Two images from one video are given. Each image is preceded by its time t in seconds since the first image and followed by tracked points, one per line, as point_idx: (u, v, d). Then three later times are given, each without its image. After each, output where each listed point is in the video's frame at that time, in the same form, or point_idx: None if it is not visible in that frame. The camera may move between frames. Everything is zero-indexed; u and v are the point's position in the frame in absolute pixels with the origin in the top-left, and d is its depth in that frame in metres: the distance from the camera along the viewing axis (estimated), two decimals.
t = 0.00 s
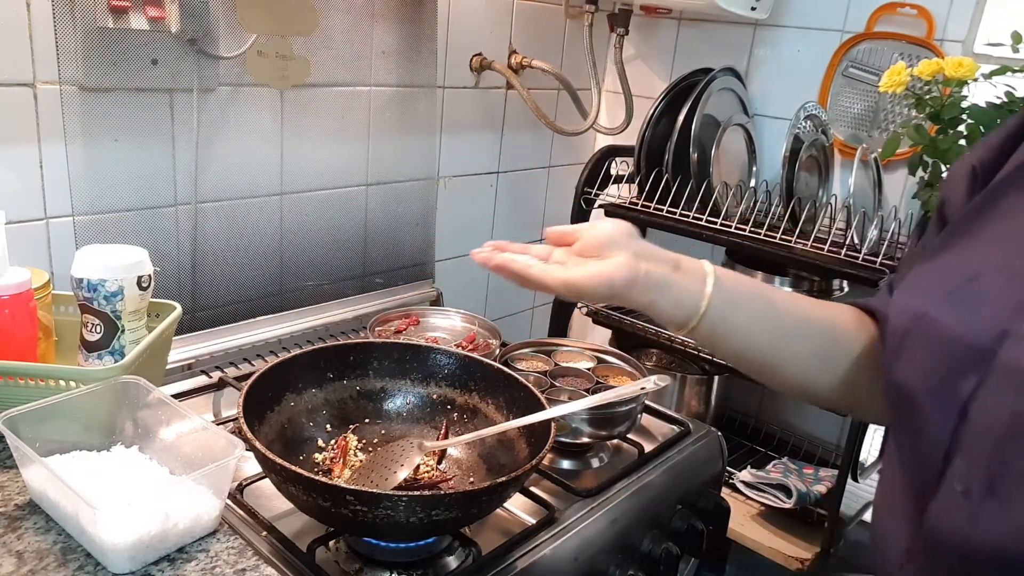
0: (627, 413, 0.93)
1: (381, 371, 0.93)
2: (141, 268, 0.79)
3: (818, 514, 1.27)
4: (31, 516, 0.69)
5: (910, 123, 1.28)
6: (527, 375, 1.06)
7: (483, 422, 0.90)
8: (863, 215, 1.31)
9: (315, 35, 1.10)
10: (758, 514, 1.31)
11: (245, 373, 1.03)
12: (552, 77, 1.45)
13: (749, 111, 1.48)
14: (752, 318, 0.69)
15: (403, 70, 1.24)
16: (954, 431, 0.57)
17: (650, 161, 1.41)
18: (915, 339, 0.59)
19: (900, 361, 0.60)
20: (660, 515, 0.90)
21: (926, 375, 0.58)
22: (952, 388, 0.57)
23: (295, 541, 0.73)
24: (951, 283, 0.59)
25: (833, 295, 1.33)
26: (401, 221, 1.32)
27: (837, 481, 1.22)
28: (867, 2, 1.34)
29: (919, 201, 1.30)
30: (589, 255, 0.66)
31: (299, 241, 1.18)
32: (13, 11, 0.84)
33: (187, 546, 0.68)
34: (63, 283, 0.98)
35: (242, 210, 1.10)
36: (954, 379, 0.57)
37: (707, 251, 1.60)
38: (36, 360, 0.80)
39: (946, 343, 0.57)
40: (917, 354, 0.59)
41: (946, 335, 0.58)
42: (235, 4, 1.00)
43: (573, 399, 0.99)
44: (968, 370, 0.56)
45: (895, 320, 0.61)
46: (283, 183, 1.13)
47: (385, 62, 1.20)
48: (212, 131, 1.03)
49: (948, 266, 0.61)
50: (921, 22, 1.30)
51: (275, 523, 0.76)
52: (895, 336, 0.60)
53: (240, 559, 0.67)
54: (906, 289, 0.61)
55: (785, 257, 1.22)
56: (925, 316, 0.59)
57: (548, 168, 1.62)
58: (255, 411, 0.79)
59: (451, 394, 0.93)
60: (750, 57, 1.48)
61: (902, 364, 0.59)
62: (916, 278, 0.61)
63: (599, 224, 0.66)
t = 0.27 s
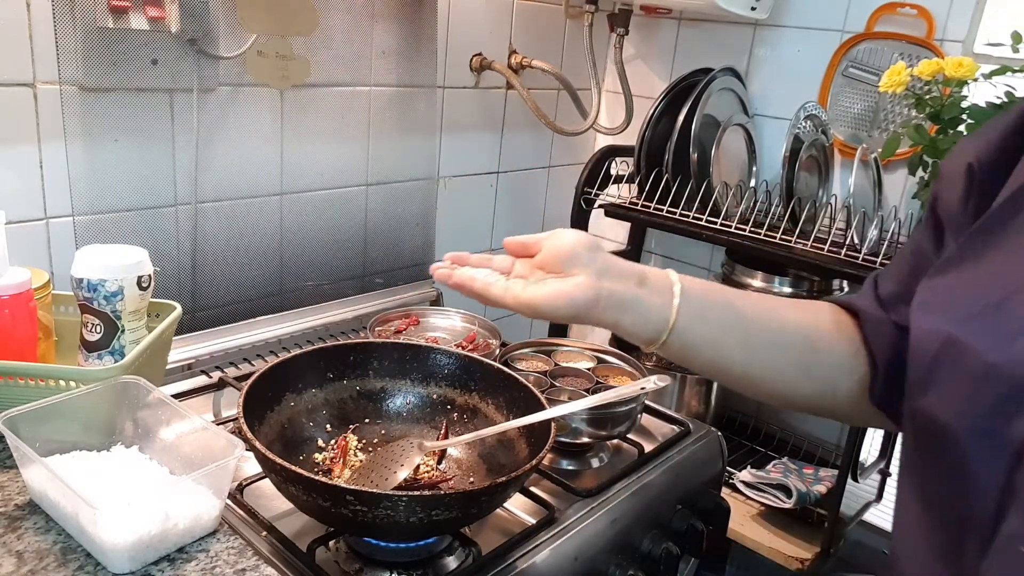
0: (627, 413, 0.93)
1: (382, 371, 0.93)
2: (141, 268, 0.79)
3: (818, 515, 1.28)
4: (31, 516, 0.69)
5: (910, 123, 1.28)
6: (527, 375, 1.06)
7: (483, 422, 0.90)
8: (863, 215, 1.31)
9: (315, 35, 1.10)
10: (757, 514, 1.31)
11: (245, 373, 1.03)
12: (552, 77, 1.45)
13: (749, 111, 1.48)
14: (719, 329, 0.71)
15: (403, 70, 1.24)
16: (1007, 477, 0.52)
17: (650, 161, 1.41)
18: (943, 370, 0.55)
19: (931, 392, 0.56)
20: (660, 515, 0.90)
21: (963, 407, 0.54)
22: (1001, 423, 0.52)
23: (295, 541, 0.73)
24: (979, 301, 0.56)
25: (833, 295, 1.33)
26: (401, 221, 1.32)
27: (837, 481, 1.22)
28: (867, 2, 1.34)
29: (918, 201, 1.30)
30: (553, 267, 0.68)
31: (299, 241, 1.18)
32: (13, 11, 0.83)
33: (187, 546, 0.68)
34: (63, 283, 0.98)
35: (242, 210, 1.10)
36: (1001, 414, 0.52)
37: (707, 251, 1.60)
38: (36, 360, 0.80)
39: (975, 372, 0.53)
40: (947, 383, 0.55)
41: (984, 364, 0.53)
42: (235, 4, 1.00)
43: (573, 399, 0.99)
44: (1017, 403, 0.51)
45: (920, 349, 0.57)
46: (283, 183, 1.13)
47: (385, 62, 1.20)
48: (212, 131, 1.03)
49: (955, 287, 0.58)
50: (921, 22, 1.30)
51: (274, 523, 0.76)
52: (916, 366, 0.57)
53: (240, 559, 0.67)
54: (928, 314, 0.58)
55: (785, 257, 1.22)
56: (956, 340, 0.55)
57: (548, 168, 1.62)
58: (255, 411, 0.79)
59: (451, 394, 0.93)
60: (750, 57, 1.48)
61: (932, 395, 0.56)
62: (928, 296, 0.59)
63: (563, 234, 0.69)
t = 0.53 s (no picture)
0: (627, 413, 0.93)
1: (382, 371, 0.93)
2: (141, 268, 0.79)
3: (818, 515, 1.28)
4: (31, 516, 0.69)
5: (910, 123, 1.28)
6: (527, 375, 1.06)
7: (483, 422, 0.90)
8: (863, 215, 1.31)
9: (315, 35, 1.10)
10: (757, 514, 1.31)
11: (245, 373, 1.03)
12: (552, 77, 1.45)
13: (748, 111, 1.48)
14: (650, 331, 0.66)
15: (403, 70, 1.24)
16: None
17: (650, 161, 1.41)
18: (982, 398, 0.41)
19: (963, 418, 0.41)
20: (660, 515, 0.90)
21: (1007, 441, 0.39)
22: None
23: (295, 541, 0.73)
24: (1014, 320, 0.41)
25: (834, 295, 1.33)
26: (401, 221, 1.32)
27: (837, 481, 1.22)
28: (867, 2, 1.34)
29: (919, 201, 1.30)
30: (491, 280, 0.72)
31: (299, 241, 1.18)
32: (14, 11, 0.83)
33: (187, 546, 0.68)
34: (63, 284, 0.98)
35: (242, 210, 1.10)
36: None
37: (707, 251, 1.60)
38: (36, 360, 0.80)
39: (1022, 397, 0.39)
40: (984, 407, 0.40)
41: None
42: (235, 4, 1.00)
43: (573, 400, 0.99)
44: None
45: (954, 367, 0.42)
46: (283, 183, 1.13)
47: (385, 62, 1.20)
48: (212, 131, 1.03)
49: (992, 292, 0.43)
50: (921, 22, 1.30)
51: (275, 523, 0.76)
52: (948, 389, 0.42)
53: (240, 559, 0.67)
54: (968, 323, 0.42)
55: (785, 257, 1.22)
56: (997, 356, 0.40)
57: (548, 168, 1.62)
58: (255, 411, 0.79)
59: (451, 394, 0.93)
60: (750, 57, 1.48)
61: (963, 422, 0.41)
62: (952, 302, 0.44)
63: (483, 275, 0.72)
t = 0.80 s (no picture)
0: (627, 414, 0.93)
1: (382, 371, 0.93)
2: (141, 268, 0.79)
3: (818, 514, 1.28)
4: (31, 516, 0.69)
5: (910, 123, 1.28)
6: (527, 375, 1.06)
7: (482, 422, 0.90)
8: (863, 216, 1.31)
9: (315, 35, 1.10)
10: (757, 514, 1.31)
11: (244, 373, 1.02)
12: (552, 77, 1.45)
13: (748, 111, 1.48)
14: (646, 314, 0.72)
15: (403, 70, 1.24)
16: None
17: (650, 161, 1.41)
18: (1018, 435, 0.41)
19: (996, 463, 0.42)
20: (660, 515, 0.90)
21: None
22: None
23: (295, 541, 0.73)
24: None
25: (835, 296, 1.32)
26: (401, 221, 1.32)
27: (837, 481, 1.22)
28: (866, 2, 1.34)
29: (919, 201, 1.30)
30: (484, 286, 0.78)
31: (298, 241, 1.18)
32: (13, 10, 0.83)
33: (187, 546, 0.68)
34: (63, 283, 0.98)
35: (242, 210, 1.10)
36: None
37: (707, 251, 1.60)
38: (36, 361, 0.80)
39: None
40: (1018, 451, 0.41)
41: None
42: (235, 4, 1.00)
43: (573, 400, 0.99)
44: None
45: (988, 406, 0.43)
46: (283, 183, 1.13)
47: (385, 62, 1.20)
48: (212, 132, 1.03)
49: None
50: (921, 22, 1.30)
51: (274, 523, 0.76)
52: (978, 428, 0.43)
53: (240, 559, 0.67)
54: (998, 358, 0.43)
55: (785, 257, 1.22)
56: None
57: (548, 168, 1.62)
58: (255, 411, 0.79)
59: (451, 394, 0.93)
60: (750, 57, 1.48)
61: (995, 467, 0.42)
62: (977, 331, 0.45)
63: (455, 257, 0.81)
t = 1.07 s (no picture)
0: (627, 414, 0.93)
1: (382, 371, 0.93)
2: (141, 268, 0.79)
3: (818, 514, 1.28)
4: (31, 516, 0.69)
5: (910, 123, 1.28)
6: (526, 375, 1.06)
7: (482, 422, 0.90)
8: (863, 216, 1.31)
9: (314, 35, 1.10)
10: (757, 514, 1.31)
11: (244, 373, 1.02)
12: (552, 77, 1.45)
13: (748, 111, 1.48)
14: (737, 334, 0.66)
15: (403, 70, 1.24)
16: None
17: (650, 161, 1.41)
18: None
19: None
20: (660, 515, 0.90)
21: None
22: None
23: (295, 541, 0.73)
24: None
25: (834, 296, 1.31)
26: (400, 221, 1.32)
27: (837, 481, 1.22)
28: (866, 2, 1.34)
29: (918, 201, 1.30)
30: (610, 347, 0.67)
31: (298, 241, 1.18)
32: (13, 10, 0.83)
33: (187, 546, 0.68)
34: (63, 283, 0.98)
35: (242, 210, 1.10)
36: None
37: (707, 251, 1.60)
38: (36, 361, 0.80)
39: None
40: None
41: None
42: (235, 4, 1.00)
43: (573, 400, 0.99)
44: None
45: None
46: (283, 182, 1.13)
47: (385, 62, 1.20)
48: (212, 132, 1.03)
49: None
50: (921, 22, 1.30)
51: (274, 523, 0.76)
52: None
53: (240, 559, 0.67)
54: None
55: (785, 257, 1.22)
56: None
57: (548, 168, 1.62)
58: (255, 410, 0.79)
59: (451, 394, 0.93)
60: (750, 57, 1.48)
61: None
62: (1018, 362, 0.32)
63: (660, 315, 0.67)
